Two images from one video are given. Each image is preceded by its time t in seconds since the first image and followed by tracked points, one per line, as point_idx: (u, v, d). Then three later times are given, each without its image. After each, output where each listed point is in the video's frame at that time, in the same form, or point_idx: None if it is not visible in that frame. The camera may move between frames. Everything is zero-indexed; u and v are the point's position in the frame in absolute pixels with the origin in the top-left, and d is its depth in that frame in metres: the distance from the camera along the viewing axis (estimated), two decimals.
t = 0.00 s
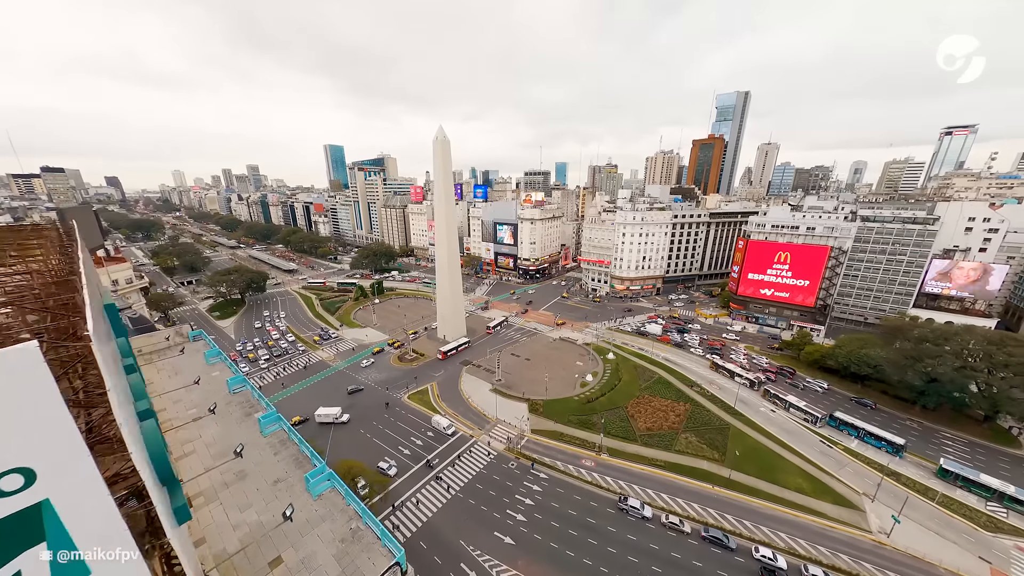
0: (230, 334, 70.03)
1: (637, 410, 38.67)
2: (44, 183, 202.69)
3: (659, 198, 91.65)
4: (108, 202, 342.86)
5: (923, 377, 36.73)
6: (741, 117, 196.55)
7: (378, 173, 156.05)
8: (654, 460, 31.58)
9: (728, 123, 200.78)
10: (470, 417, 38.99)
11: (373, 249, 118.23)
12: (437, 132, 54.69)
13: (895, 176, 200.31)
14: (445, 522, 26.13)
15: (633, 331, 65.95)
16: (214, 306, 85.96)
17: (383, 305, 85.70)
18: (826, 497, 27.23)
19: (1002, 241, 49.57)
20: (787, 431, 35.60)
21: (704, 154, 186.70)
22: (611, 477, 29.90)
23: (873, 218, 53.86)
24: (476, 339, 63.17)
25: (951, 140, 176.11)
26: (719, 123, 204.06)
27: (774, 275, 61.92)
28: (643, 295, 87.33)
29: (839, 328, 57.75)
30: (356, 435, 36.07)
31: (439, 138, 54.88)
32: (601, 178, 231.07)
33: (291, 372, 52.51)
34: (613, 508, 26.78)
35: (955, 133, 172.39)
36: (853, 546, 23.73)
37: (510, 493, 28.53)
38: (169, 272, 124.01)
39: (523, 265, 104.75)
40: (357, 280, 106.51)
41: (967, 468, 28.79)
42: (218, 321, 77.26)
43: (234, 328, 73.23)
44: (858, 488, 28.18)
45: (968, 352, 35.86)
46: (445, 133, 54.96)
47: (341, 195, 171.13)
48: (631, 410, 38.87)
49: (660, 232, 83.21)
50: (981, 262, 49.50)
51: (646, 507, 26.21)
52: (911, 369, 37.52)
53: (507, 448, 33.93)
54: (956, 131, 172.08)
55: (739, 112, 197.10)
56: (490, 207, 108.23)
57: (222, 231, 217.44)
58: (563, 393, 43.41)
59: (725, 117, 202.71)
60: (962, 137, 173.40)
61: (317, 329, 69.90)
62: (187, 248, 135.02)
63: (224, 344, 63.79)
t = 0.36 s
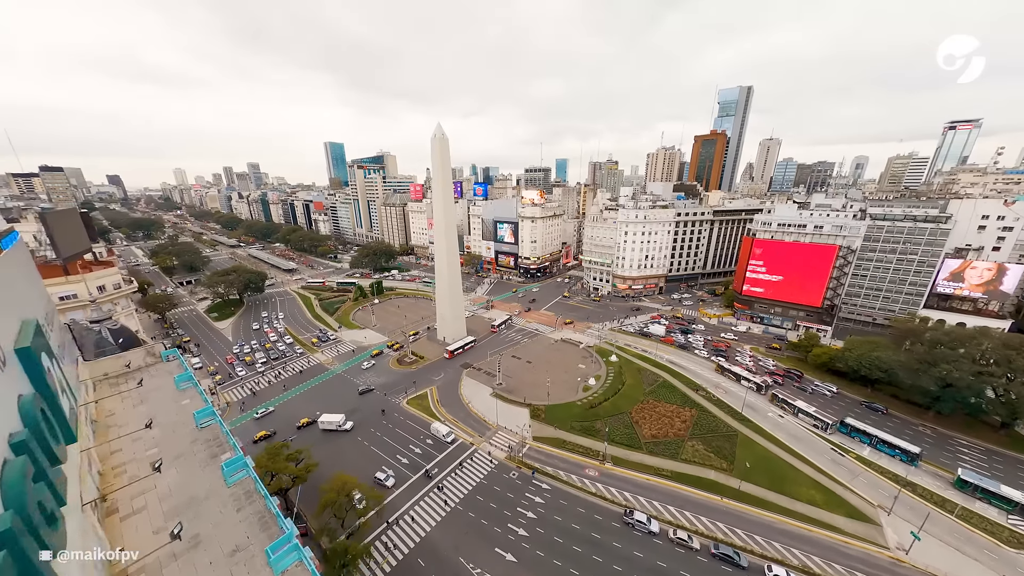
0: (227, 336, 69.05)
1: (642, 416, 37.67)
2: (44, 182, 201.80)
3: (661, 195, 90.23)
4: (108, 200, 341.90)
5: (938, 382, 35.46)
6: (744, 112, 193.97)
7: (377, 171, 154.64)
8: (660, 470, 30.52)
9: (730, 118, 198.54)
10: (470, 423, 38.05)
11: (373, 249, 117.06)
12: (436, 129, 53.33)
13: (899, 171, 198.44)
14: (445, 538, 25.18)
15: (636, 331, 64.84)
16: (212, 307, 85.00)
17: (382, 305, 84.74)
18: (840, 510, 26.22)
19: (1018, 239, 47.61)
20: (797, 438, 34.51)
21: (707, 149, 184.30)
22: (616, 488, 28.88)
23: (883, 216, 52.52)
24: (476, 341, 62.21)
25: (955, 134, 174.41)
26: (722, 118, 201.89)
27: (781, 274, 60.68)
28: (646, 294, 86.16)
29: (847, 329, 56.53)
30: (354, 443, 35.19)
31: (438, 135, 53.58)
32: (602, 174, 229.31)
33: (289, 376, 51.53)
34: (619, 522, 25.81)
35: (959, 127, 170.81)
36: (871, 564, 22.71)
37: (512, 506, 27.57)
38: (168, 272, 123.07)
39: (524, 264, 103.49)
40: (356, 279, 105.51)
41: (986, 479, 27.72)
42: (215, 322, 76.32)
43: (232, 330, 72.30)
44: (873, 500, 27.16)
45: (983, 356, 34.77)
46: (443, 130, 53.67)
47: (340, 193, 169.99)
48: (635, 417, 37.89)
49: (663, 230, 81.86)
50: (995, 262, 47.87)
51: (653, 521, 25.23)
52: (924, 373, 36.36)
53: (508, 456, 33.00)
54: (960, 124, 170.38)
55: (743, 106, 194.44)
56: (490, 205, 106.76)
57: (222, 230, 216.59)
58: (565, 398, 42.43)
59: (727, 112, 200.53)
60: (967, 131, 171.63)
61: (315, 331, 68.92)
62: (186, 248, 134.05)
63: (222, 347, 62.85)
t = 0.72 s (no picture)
0: (226, 338, 68.17)
1: (648, 425, 36.55)
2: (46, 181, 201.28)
3: (666, 193, 88.60)
4: (111, 200, 342.18)
5: (957, 390, 34.08)
6: (748, 108, 191.28)
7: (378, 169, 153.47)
8: (668, 482, 29.44)
9: (734, 114, 195.80)
10: (471, 432, 37.05)
11: (373, 248, 115.94)
12: (436, 127, 52.02)
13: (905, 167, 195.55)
14: (445, 557, 24.20)
15: (640, 333, 63.56)
16: (211, 309, 84.14)
17: (382, 306, 83.73)
18: (858, 527, 25.09)
19: None
20: (809, 448, 33.32)
21: (710, 146, 181.99)
22: (622, 502, 27.83)
23: (896, 216, 50.89)
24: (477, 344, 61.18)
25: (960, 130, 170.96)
26: (725, 114, 199.13)
27: (789, 275, 59.38)
28: (649, 294, 84.79)
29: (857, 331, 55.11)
30: (352, 453, 34.27)
31: (438, 133, 52.32)
32: (604, 172, 227.13)
33: (287, 380, 50.58)
34: (626, 540, 24.80)
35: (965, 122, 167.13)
36: None
37: (515, 521, 26.59)
38: (168, 272, 122.32)
39: (526, 263, 102.19)
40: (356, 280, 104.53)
41: (1011, 493, 26.54)
42: (214, 324, 75.43)
43: (231, 332, 71.41)
44: (892, 516, 26.07)
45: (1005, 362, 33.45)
46: (443, 129, 52.35)
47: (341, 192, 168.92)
48: (641, 425, 36.79)
49: (668, 230, 80.35)
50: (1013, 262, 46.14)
51: (663, 539, 24.18)
52: (942, 380, 35.05)
53: (511, 467, 31.97)
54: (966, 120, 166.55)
55: (746, 102, 191.69)
56: (491, 204, 105.38)
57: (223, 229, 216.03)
58: (568, 404, 41.39)
59: (731, 108, 197.81)
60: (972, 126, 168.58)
61: (315, 334, 67.97)
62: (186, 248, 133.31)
63: (220, 350, 61.89)
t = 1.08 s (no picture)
0: (225, 342, 67.37)
1: (656, 434, 35.40)
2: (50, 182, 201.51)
3: (671, 192, 86.79)
4: (116, 200, 343.89)
5: (982, 399, 32.61)
6: (753, 104, 188.23)
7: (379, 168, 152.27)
8: (679, 497, 28.24)
9: (738, 111, 192.47)
10: (473, 441, 36.05)
11: (374, 248, 114.90)
12: (436, 125, 50.92)
13: (912, 164, 191.66)
14: None
15: (645, 336, 62.16)
16: (211, 311, 83.50)
17: (383, 308, 82.78)
18: (882, 548, 23.87)
19: None
20: (825, 460, 32.00)
21: (715, 143, 179.36)
22: (630, 519, 26.70)
23: (912, 215, 49.18)
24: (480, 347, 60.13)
25: (967, 125, 166.13)
26: (729, 111, 195.92)
27: (799, 276, 57.75)
28: (654, 295, 83.28)
29: (870, 334, 53.53)
30: (351, 465, 33.41)
31: (438, 133, 51.14)
32: (607, 170, 224.87)
33: (287, 385, 49.71)
34: (636, 561, 23.69)
35: (972, 117, 161.43)
36: None
37: (519, 540, 25.54)
38: (170, 273, 121.95)
39: (528, 263, 100.88)
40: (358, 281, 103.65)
41: None
42: (215, 327, 74.76)
43: (231, 335, 70.70)
44: (917, 536, 24.81)
45: None
46: (444, 127, 51.26)
47: (343, 191, 168.00)
48: (649, 434, 35.68)
49: (673, 229, 78.73)
50: None
51: (675, 562, 22.99)
52: (966, 389, 33.53)
53: (515, 480, 30.92)
54: (973, 115, 160.77)
55: (751, 99, 188.64)
56: (493, 203, 104.04)
57: (226, 229, 216.03)
58: (573, 412, 40.30)
59: (735, 105, 194.57)
60: (979, 122, 162.43)
61: (315, 337, 67.15)
62: (188, 248, 132.75)
63: (219, 354, 61.11)
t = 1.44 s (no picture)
0: (226, 346, 66.54)
1: (667, 446, 34.08)
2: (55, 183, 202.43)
3: (677, 191, 84.87)
4: (121, 200, 345.29)
5: (1014, 411, 31.01)
6: (759, 101, 185.27)
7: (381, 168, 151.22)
8: (694, 516, 26.97)
9: (743, 108, 189.51)
10: (477, 453, 34.92)
11: (376, 249, 113.84)
12: (437, 125, 49.68)
13: (920, 161, 188.24)
14: None
15: (652, 340, 60.64)
16: (212, 313, 82.76)
17: (385, 310, 81.75)
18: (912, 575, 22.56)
19: None
20: (845, 475, 30.52)
21: (720, 141, 176.69)
22: (642, 540, 25.50)
23: (932, 216, 47.12)
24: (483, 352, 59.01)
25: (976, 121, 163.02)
26: (734, 109, 193.03)
27: (812, 279, 55.95)
28: (660, 297, 81.70)
29: (886, 339, 51.87)
30: (351, 478, 32.41)
31: (438, 133, 49.87)
32: (610, 169, 222.83)
33: (285, 392, 48.66)
34: None
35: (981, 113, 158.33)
36: None
37: (526, 562, 24.45)
38: (173, 274, 121.53)
39: (532, 264, 99.44)
40: (360, 282, 102.74)
41: None
42: (215, 330, 74.00)
43: (231, 339, 69.82)
44: (947, 561, 23.50)
45: None
46: (445, 126, 50.01)
47: (345, 191, 167.20)
48: (659, 446, 34.36)
49: (680, 230, 77.02)
50: None
51: None
52: (995, 401, 31.91)
53: (520, 496, 29.78)
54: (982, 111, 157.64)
55: (757, 96, 185.67)
56: (496, 203, 102.63)
57: (230, 229, 216.27)
58: (579, 421, 39.03)
59: (740, 102, 191.61)
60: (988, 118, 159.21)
61: (315, 341, 66.14)
62: (190, 249, 132.40)
63: (218, 359, 60.15)
